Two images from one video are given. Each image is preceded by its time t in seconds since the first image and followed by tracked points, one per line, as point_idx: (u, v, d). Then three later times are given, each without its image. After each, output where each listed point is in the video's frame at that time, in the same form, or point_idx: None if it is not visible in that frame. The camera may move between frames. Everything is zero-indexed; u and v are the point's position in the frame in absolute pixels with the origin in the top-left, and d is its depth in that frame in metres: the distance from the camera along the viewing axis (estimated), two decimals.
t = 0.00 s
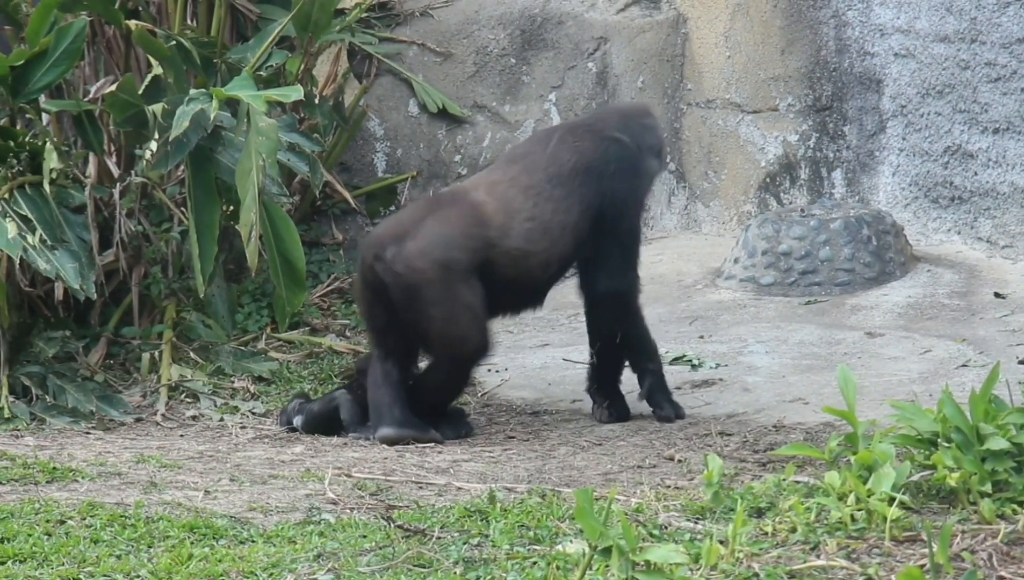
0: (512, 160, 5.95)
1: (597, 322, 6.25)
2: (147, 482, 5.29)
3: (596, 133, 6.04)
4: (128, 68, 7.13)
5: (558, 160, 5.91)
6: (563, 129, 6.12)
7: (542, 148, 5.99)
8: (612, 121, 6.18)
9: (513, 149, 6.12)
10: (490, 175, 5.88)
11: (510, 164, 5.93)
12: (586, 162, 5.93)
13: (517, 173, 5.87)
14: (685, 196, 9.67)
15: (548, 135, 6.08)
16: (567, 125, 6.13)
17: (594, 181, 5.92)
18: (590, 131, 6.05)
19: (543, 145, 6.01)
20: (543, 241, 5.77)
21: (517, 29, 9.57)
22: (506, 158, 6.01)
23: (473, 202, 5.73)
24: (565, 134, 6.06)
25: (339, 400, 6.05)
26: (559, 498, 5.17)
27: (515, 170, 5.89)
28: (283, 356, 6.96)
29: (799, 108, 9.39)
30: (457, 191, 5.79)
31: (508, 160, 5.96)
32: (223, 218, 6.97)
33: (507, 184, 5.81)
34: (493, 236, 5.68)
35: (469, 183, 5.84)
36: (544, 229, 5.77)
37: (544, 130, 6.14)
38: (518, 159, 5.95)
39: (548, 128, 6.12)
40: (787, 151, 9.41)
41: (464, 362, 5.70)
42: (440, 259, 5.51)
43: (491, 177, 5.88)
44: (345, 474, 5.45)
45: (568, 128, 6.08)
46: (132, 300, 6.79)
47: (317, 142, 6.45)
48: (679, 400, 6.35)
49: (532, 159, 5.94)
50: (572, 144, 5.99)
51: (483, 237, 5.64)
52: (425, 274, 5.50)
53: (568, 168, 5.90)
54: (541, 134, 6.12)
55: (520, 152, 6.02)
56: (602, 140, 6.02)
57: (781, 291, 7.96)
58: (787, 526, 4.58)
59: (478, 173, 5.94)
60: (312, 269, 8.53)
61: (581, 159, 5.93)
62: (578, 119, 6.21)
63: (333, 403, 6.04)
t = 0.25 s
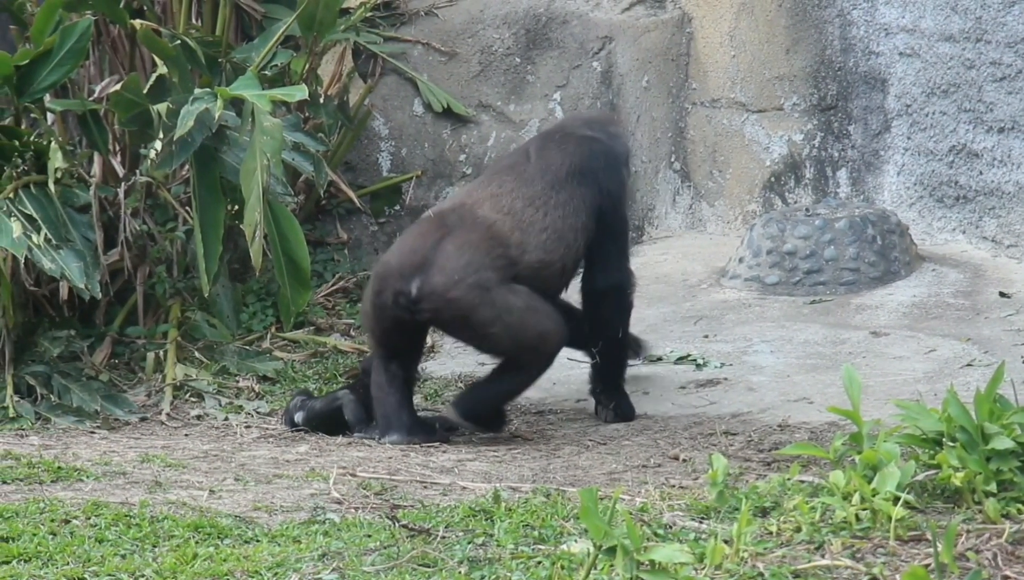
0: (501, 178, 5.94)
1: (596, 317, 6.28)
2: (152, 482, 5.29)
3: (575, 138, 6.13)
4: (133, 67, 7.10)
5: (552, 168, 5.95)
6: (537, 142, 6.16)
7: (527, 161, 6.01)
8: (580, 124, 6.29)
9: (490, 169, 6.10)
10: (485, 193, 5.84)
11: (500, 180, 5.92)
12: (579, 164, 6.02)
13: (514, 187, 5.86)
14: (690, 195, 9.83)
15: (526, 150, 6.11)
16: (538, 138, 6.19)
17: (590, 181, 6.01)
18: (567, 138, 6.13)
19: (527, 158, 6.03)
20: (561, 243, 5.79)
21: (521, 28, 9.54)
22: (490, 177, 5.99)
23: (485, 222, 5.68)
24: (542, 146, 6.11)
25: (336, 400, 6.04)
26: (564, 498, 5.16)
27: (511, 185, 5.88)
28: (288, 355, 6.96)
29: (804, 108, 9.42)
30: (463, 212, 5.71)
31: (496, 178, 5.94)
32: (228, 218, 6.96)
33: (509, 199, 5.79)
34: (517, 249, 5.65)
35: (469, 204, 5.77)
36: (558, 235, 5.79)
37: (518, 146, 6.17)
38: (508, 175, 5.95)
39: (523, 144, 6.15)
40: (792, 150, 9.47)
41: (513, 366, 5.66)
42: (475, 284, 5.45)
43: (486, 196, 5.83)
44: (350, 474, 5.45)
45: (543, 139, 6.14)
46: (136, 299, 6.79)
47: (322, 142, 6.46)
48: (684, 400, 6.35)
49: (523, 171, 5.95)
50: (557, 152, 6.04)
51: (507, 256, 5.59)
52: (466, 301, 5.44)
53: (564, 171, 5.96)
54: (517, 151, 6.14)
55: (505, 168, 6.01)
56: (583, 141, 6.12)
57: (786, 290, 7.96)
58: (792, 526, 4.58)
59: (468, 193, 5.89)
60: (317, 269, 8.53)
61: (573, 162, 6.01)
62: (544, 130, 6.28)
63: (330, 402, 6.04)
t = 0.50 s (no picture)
0: (499, 203, 5.80)
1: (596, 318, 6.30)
2: (157, 482, 5.29)
3: (564, 153, 6.05)
4: (137, 67, 7.11)
5: (552, 191, 5.87)
6: (524, 158, 6.04)
7: (523, 181, 5.90)
8: (560, 133, 6.22)
9: (480, 189, 5.95)
10: (489, 222, 5.70)
11: (501, 205, 5.79)
12: (575, 184, 5.97)
13: (519, 215, 5.74)
14: (694, 195, 9.82)
15: (515, 167, 5.99)
16: (525, 152, 6.06)
17: (587, 201, 5.99)
18: (557, 153, 6.05)
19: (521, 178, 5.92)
20: (571, 270, 5.76)
21: (526, 28, 9.56)
22: (486, 199, 5.84)
23: (499, 259, 5.57)
24: (533, 163, 6.00)
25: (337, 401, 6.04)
26: (568, 498, 5.17)
27: (514, 211, 5.76)
28: (292, 355, 6.97)
29: (809, 107, 9.42)
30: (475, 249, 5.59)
31: (495, 202, 5.80)
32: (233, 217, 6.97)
33: (517, 228, 5.68)
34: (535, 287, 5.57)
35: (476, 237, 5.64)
36: (567, 264, 5.75)
37: (505, 161, 6.04)
38: (506, 199, 5.82)
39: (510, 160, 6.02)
40: (797, 150, 9.47)
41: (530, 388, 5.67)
42: (505, 333, 5.40)
43: (490, 225, 5.69)
44: (355, 474, 5.45)
45: (532, 156, 6.03)
46: (141, 299, 6.80)
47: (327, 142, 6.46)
48: (688, 400, 6.36)
49: (521, 194, 5.84)
50: (551, 171, 5.96)
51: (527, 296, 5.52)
52: (495, 352, 5.41)
53: (564, 193, 5.90)
54: (506, 168, 6.01)
55: (500, 190, 5.88)
56: (573, 157, 6.06)
57: (791, 290, 7.96)
58: (797, 526, 4.59)
59: (468, 221, 5.74)
60: (322, 269, 8.53)
61: (570, 183, 5.95)
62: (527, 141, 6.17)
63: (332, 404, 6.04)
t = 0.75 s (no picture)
0: (490, 250, 5.62)
1: (595, 337, 6.16)
2: (159, 480, 5.29)
3: (551, 182, 5.87)
4: (139, 66, 7.11)
5: (543, 232, 5.73)
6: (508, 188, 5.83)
7: (512, 220, 5.71)
8: (541, 152, 6.03)
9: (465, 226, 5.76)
10: (480, 274, 5.55)
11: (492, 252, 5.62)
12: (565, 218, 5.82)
13: (510, 265, 5.60)
14: (696, 194, 9.81)
15: (502, 200, 5.78)
16: (510, 181, 5.86)
17: (577, 234, 5.87)
18: (545, 182, 5.86)
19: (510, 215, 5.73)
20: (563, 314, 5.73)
21: (528, 27, 9.56)
22: (474, 242, 5.67)
23: (496, 322, 5.50)
24: (521, 195, 5.79)
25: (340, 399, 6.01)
26: (570, 496, 5.17)
27: (505, 260, 5.60)
28: (294, 353, 6.97)
29: (811, 106, 9.43)
30: (469, 308, 5.49)
31: (484, 247, 5.63)
32: (235, 216, 6.97)
33: (510, 280, 5.56)
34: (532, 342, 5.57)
35: (469, 293, 5.51)
36: (560, 305, 5.72)
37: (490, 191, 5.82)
38: (497, 244, 5.65)
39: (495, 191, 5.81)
40: (798, 149, 9.47)
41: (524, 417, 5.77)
42: (505, 396, 5.53)
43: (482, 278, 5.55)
44: (357, 472, 5.45)
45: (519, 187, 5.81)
46: (143, 298, 6.80)
47: (329, 142, 6.47)
48: (690, 399, 6.36)
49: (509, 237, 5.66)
50: (540, 207, 5.79)
51: (523, 355, 5.54)
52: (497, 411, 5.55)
53: (551, 233, 5.74)
54: (492, 200, 5.80)
55: (489, 230, 5.69)
56: (560, 186, 5.88)
57: (793, 289, 7.96)
58: (799, 525, 4.59)
59: (459, 271, 5.58)
60: (324, 267, 8.52)
61: (561, 220, 5.79)
62: (509, 163, 5.94)
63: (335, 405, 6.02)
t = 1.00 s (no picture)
0: (468, 280, 5.44)
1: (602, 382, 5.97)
2: (159, 479, 5.29)
3: (531, 208, 5.60)
4: (139, 65, 7.12)
5: (523, 263, 5.50)
6: (486, 213, 5.57)
7: (490, 248, 5.48)
8: (518, 170, 5.76)
9: (440, 254, 5.52)
10: (458, 306, 5.41)
11: (470, 284, 5.43)
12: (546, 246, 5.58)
13: (488, 298, 5.44)
14: (696, 192, 9.76)
15: (480, 227, 5.53)
16: (488, 206, 5.58)
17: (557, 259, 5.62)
18: (526, 207, 5.59)
19: (488, 244, 5.50)
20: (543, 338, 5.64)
21: (529, 26, 9.61)
22: (452, 273, 5.45)
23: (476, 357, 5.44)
24: (499, 223, 5.54)
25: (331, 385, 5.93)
26: (571, 495, 5.17)
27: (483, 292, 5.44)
28: (295, 352, 6.97)
29: (811, 105, 9.41)
30: (449, 345, 5.41)
31: (460, 280, 5.45)
32: (235, 215, 6.96)
33: (489, 314, 5.44)
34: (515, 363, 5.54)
35: (448, 329, 5.40)
36: (541, 320, 5.62)
37: (466, 217, 5.56)
38: (475, 275, 5.44)
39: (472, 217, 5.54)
40: (799, 147, 9.44)
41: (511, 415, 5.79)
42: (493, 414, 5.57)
43: (460, 312, 5.41)
44: (358, 471, 5.44)
45: (498, 214, 5.55)
46: (144, 297, 6.80)
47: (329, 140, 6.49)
48: (691, 398, 6.36)
49: (485, 269, 5.46)
50: (520, 235, 5.53)
51: (506, 381, 5.54)
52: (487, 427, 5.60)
53: (528, 257, 5.53)
54: (468, 227, 5.54)
55: (467, 262, 5.46)
56: (540, 212, 5.60)
57: (794, 287, 7.95)
58: (799, 524, 4.59)
59: (436, 305, 5.42)
60: (324, 266, 8.50)
61: (540, 246, 5.55)
62: (487, 184, 5.66)
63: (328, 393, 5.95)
